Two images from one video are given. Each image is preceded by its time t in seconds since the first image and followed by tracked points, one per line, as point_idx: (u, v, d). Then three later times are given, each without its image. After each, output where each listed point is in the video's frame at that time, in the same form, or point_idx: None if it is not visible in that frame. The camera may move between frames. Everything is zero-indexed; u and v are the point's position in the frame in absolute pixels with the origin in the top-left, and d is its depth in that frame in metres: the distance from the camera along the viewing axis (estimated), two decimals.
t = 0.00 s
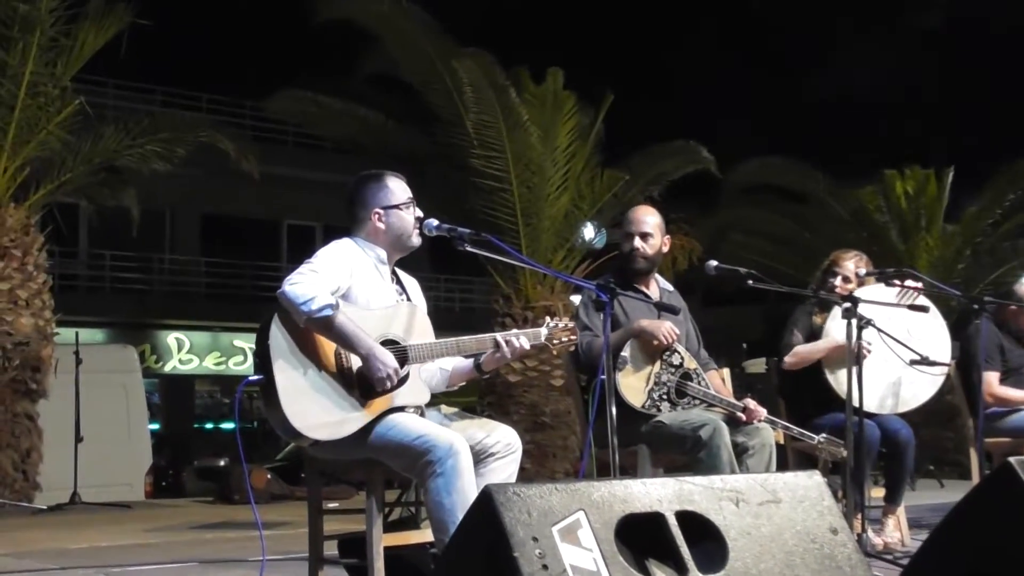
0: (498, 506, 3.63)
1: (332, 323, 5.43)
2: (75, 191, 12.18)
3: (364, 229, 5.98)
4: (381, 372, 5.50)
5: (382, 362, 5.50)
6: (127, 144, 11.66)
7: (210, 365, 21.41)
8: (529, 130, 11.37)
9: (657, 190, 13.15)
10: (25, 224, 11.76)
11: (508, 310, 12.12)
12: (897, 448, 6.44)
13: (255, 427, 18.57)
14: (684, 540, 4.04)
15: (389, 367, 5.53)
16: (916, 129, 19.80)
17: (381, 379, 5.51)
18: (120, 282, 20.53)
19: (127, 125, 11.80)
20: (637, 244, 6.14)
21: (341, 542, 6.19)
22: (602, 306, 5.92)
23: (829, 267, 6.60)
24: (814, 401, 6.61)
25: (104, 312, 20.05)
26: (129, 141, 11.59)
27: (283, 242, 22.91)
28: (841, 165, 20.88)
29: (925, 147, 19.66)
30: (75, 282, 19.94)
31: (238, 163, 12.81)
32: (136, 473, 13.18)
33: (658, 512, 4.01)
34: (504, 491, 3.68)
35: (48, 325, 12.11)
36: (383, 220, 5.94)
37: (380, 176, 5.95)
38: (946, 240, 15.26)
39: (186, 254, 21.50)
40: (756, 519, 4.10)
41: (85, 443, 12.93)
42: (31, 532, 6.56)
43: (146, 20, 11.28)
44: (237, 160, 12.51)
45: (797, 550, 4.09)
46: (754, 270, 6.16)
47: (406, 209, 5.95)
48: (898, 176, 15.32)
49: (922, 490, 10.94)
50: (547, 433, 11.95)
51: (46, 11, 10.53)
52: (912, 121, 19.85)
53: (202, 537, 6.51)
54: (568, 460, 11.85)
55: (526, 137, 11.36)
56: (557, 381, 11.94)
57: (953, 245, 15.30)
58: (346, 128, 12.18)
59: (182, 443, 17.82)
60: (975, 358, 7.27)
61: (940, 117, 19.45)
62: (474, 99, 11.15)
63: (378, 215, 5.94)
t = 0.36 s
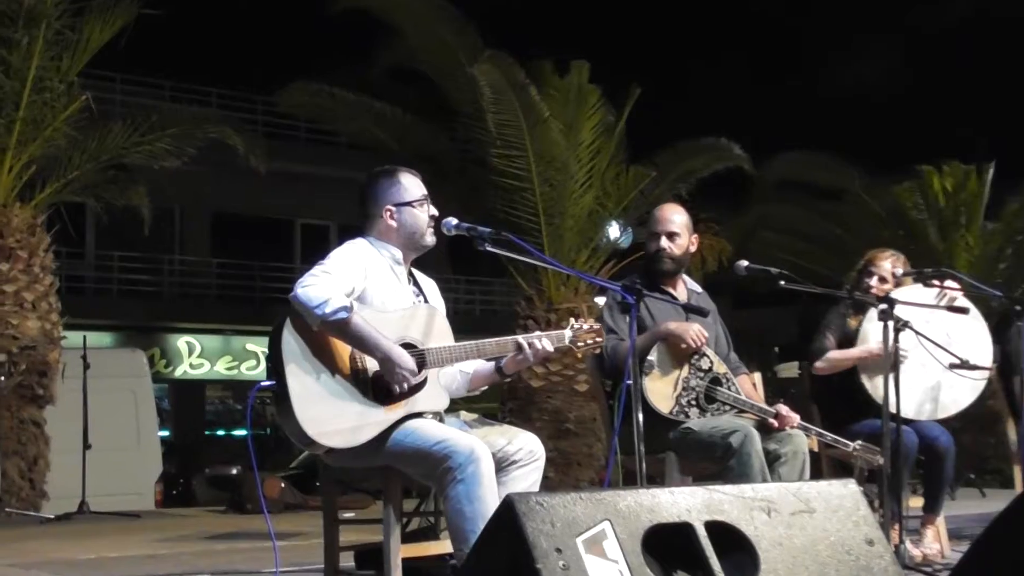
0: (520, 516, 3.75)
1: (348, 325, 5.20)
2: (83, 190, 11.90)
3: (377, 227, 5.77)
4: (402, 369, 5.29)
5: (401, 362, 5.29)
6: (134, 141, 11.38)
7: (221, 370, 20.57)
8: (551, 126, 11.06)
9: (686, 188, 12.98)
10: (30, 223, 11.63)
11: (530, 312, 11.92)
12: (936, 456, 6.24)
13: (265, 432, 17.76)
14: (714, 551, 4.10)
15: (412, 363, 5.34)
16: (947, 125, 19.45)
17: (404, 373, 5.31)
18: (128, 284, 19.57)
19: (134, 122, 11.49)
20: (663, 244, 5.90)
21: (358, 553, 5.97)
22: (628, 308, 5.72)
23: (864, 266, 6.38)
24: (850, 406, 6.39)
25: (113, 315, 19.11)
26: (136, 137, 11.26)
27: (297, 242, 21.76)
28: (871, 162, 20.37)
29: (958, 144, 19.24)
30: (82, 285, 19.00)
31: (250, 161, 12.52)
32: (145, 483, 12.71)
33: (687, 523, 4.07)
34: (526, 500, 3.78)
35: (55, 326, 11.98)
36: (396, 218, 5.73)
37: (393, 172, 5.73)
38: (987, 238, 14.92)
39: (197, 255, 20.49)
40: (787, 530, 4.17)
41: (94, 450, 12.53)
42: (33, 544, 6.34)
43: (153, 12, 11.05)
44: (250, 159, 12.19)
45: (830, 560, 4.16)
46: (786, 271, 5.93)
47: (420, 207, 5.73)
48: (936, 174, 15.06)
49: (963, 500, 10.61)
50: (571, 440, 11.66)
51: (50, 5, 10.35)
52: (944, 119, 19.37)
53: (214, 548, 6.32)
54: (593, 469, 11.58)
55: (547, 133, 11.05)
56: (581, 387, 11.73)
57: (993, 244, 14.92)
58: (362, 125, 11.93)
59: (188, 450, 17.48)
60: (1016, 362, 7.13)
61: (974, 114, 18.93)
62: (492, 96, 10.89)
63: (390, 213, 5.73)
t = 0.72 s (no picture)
0: (547, 526, 3.73)
1: (365, 328, 5.01)
2: (94, 189, 11.21)
3: (394, 226, 5.55)
4: (424, 369, 5.11)
5: (420, 359, 5.10)
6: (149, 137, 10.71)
7: (236, 374, 20.22)
8: (575, 117, 10.65)
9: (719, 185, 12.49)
10: (40, 223, 10.72)
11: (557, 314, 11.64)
12: (982, 463, 6.01)
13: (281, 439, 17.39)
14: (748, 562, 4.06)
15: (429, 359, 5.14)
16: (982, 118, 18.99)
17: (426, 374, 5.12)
18: (141, 286, 19.37)
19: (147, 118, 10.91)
20: (696, 243, 5.68)
21: (379, 564, 5.77)
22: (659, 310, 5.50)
23: (906, 265, 6.16)
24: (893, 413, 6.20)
25: (125, 317, 18.92)
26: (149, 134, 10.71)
27: (315, 241, 21.40)
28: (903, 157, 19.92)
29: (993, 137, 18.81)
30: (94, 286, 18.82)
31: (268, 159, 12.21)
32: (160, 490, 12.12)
33: (721, 533, 4.03)
34: (554, 509, 3.77)
35: (66, 330, 11.05)
36: (413, 216, 5.51)
37: (411, 168, 5.52)
38: None
39: (213, 255, 20.28)
40: (825, 540, 4.13)
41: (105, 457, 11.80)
42: (39, 556, 6.12)
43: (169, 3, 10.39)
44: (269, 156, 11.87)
45: (869, 571, 4.11)
46: (823, 270, 5.67)
47: (440, 204, 5.52)
48: (980, 168, 14.73)
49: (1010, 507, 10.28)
50: (601, 447, 11.29)
51: None
52: (960, 122, 19.72)
53: (231, 560, 6.12)
54: (623, 477, 11.30)
55: (573, 125, 10.63)
56: (610, 393, 11.33)
57: None
58: (382, 120, 11.70)
59: (206, 455, 17.21)
60: None
61: (1002, 111, 19.03)
62: (510, 86, 10.44)
63: (407, 210, 5.52)
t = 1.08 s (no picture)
0: (566, 537, 3.53)
1: (372, 327, 4.83)
2: (93, 187, 10.59)
3: (404, 225, 5.34)
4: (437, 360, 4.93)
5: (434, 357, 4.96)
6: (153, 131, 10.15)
7: (242, 380, 19.58)
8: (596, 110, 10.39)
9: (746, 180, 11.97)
10: (40, 221, 10.11)
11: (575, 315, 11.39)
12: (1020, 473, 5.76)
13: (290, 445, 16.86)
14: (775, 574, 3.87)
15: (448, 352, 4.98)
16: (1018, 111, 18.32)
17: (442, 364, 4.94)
18: (144, 287, 18.79)
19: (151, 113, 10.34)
20: (720, 241, 5.44)
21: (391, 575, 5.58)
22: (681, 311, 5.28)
23: (942, 263, 5.93)
24: (926, 418, 5.98)
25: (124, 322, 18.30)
26: (156, 129, 10.15)
27: (325, 241, 20.69)
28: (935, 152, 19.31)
29: None
30: (95, 286, 18.19)
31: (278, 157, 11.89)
32: (164, 499, 11.17)
33: (744, 544, 3.84)
34: (571, 519, 3.57)
35: (65, 334, 10.37)
36: (425, 214, 5.30)
37: (423, 166, 5.31)
38: None
39: (219, 255, 19.62)
40: (853, 553, 3.94)
41: (106, 467, 10.93)
42: (39, 569, 5.93)
43: None
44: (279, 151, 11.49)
45: None
46: (853, 270, 5.42)
47: (453, 204, 5.30)
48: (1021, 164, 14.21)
49: None
50: (619, 455, 10.97)
51: None
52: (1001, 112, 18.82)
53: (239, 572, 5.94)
54: (643, 486, 10.95)
55: (594, 119, 10.36)
56: (630, 398, 11.08)
57: None
58: (394, 116, 11.43)
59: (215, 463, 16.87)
60: None
61: None
62: (530, 77, 10.20)
63: (419, 208, 5.31)
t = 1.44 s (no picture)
0: (582, 548, 3.46)
1: (376, 331, 4.64)
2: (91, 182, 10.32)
3: (403, 225, 5.13)
4: (440, 380, 4.71)
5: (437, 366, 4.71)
6: (153, 125, 9.87)
7: (245, 384, 18.88)
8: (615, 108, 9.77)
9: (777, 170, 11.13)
10: (35, 219, 9.79)
11: (593, 317, 10.87)
12: None
13: (295, 454, 15.97)
14: None
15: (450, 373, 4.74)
16: None
17: (443, 385, 4.72)
18: (144, 289, 18.07)
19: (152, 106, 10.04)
20: (743, 240, 5.22)
21: None
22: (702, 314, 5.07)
23: (975, 263, 5.73)
24: (956, 425, 5.75)
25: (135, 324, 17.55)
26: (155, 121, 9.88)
27: (331, 238, 19.96)
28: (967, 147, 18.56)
29: None
30: (92, 288, 17.48)
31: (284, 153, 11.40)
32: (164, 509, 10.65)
33: (768, 556, 3.69)
34: (588, 530, 3.50)
35: (61, 337, 9.99)
36: (421, 216, 5.08)
37: (422, 163, 5.08)
38: None
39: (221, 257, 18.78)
40: (884, 566, 3.76)
41: (104, 474, 10.42)
42: None
43: None
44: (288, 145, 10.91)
45: None
46: (881, 270, 5.21)
47: (452, 206, 5.06)
48: None
49: None
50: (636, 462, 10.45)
51: None
52: None
53: None
54: (663, 495, 10.50)
55: (614, 119, 9.73)
56: (649, 405, 10.51)
57: None
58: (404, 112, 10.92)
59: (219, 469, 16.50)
60: None
61: None
62: (548, 75, 9.56)
63: (415, 209, 5.08)
